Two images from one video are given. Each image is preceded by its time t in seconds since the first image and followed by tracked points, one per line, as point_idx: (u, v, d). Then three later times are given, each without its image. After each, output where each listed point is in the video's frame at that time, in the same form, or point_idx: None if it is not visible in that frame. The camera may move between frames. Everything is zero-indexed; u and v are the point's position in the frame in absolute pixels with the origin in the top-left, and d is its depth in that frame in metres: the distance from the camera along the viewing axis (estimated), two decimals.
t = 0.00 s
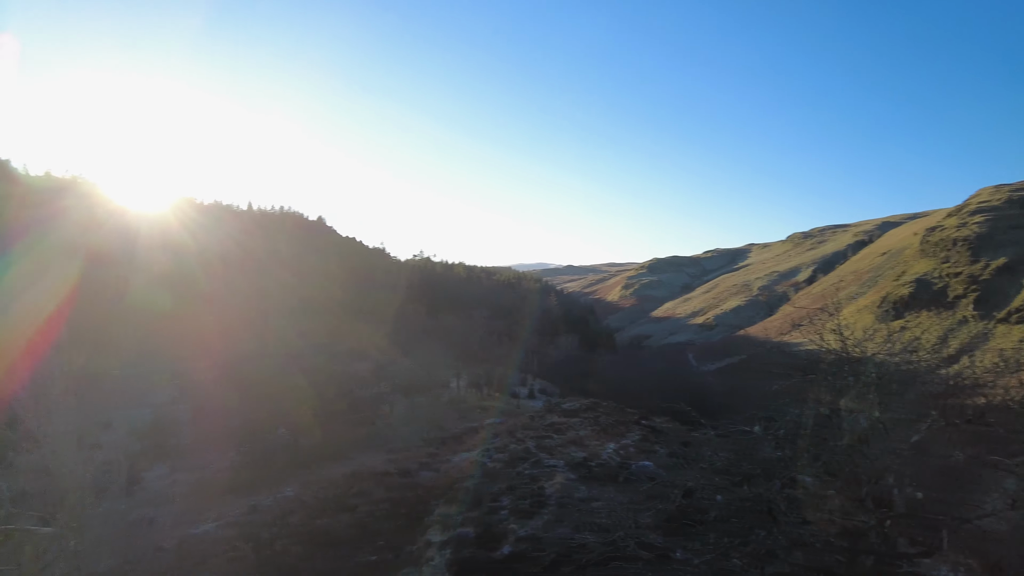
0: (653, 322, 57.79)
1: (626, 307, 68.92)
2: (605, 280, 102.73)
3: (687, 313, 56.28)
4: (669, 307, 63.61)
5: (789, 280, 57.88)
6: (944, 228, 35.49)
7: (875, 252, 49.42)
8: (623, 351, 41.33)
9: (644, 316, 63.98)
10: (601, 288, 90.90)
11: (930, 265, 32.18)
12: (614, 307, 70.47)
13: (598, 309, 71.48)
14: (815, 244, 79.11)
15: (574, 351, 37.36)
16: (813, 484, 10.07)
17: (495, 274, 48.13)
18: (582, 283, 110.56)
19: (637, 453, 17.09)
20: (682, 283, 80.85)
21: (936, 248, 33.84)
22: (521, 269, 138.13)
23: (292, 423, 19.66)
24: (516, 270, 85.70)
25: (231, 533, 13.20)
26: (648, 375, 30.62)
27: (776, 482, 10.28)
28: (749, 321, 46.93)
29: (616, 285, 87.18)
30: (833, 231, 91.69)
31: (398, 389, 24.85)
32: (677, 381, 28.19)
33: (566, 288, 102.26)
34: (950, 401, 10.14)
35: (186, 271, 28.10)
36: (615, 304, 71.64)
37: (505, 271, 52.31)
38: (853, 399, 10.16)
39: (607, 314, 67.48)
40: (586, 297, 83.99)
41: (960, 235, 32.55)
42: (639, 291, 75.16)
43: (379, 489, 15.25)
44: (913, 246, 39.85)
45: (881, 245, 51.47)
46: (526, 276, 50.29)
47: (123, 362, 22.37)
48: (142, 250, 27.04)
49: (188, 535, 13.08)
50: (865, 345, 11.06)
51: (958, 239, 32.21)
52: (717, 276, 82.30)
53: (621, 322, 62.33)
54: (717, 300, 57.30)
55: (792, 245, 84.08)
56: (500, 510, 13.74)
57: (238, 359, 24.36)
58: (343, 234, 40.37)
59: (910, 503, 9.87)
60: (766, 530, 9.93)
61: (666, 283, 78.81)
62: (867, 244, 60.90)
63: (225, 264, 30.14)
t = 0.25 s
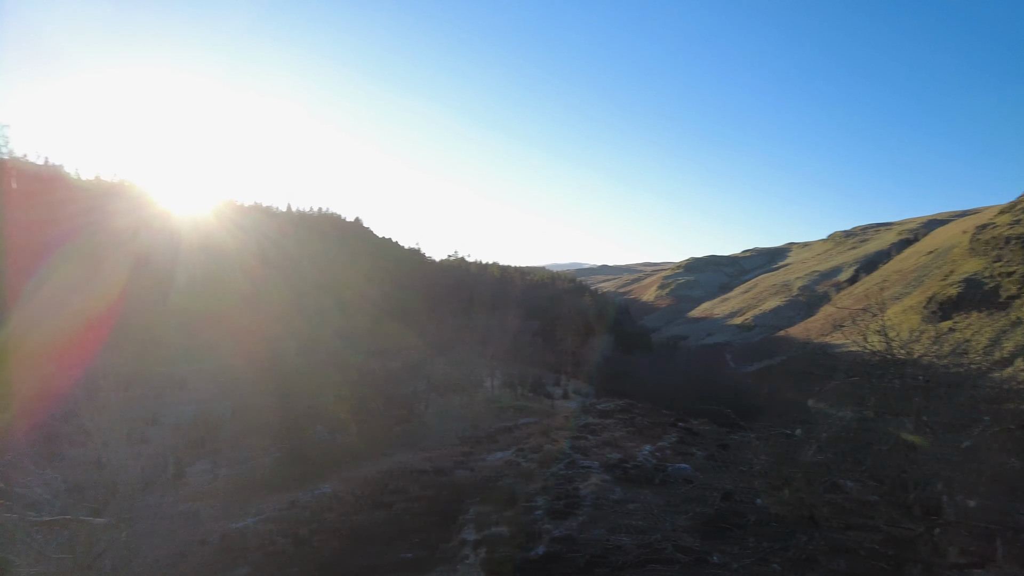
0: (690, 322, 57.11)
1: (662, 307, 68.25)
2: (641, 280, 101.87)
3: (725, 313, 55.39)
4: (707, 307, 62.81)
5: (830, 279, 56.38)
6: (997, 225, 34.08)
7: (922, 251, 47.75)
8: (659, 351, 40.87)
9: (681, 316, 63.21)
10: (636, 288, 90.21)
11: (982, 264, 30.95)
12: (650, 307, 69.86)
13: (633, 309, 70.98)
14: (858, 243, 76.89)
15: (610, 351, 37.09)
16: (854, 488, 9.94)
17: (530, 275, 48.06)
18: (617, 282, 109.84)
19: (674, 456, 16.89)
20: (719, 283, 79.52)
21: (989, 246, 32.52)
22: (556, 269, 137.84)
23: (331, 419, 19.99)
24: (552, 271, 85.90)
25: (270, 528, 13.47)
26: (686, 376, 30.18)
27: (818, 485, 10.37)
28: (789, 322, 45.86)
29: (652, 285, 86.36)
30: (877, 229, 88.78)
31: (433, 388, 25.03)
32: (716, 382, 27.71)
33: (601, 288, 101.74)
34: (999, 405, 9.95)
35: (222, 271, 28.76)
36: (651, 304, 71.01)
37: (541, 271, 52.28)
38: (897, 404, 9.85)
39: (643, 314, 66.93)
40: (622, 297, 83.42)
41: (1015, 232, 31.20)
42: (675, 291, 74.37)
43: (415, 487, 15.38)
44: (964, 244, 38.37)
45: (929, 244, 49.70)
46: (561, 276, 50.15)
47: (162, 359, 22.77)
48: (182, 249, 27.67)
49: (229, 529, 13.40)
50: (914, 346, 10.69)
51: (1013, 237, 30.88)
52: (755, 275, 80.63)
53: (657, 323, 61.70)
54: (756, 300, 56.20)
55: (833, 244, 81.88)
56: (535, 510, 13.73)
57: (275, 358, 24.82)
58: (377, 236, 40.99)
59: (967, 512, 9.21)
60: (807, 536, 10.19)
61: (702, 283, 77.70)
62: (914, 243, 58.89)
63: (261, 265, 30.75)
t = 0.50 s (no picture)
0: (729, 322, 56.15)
1: (700, 307, 67.28)
2: (677, 280, 100.54)
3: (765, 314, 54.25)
4: (746, 308, 61.64)
5: (875, 279, 54.58)
6: None
7: (973, 249, 45.89)
8: (697, 351, 40.24)
9: (719, 316, 62.13)
10: (673, 288, 89.11)
11: None
12: (687, 307, 68.94)
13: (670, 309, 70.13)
14: (904, 242, 74.30)
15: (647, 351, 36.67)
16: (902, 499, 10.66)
17: (564, 274, 47.85)
18: (653, 282, 108.62)
19: (712, 458, 16.63)
20: (758, 283, 77.96)
21: None
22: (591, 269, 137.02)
23: (368, 418, 20.30)
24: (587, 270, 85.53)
25: (310, 523, 13.72)
26: (726, 377, 29.63)
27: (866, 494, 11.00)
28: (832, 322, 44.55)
29: (689, 285, 85.18)
30: (924, 227, 85.70)
31: (468, 388, 25.15)
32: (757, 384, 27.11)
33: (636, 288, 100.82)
34: None
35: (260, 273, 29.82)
36: (688, 304, 70.05)
37: (576, 271, 52.04)
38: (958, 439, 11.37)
39: (680, 314, 66.07)
40: (658, 297, 82.51)
41: None
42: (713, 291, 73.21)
43: (451, 485, 15.49)
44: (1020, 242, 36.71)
45: (981, 242, 47.68)
46: (596, 276, 49.80)
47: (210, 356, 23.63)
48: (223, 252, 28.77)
49: (270, 524, 13.71)
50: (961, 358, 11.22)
51: None
52: (795, 275, 78.72)
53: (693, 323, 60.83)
54: (798, 300, 54.87)
55: (878, 243, 79.34)
56: (571, 510, 13.68)
57: (313, 356, 25.54)
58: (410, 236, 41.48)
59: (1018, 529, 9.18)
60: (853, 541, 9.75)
61: (741, 283, 76.28)
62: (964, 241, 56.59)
63: (297, 265, 31.67)
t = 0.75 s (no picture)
0: (763, 323, 55.22)
1: (734, 308, 66.36)
2: (709, 279, 99.33)
3: (800, 314, 53.16)
4: (780, 308, 60.55)
5: (915, 279, 52.89)
6: None
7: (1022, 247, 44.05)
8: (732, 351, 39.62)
9: (753, 316, 61.17)
10: (706, 288, 88.12)
11: None
12: (721, 307, 68.07)
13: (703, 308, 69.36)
14: (947, 240, 71.92)
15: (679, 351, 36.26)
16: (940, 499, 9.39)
17: (594, 275, 47.58)
18: (686, 282, 107.68)
19: (746, 460, 16.41)
20: (792, 283, 76.39)
21: None
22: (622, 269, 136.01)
23: (399, 416, 20.55)
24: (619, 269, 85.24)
25: (342, 520, 13.95)
26: (761, 378, 29.11)
27: (903, 494, 9.89)
28: (870, 323, 43.37)
29: (721, 286, 83.97)
30: (968, 225, 82.77)
31: (498, 387, 25.26)
32: (794, 384, 26.57)
33: (669, 288, 100.25)
34: None
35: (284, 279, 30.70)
36: (721, 305, 69.16)
37: (606, 271, 51.75)
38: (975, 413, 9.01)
39: (712, 314, 65.28)
40: (691, 297, 81.72)
41: None
42: (747, 290, 72.19)
43: (481, 484, 15.57)
44: None
45: None
46: (626, 276, 49.41)
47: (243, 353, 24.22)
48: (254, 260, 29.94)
49: (304, 520, 13.98)
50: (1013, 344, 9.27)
51: None
52: (831, 275, 76.86)
53: (726, 324, 59.93)
54: (834, 300, 53.61)
55: (919, 241, 76.99)
56: (601, 511, 13.65)
57: (342, 355, 26.08)
58: (435, 241, 42.13)
59: None
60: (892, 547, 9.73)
61: (775, 283, 74.95)
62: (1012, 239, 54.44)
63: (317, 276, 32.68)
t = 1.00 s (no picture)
0: (788, 323, 54.51)
1: (758, 308, 65.62)
2: (733, 279, 98.32)
3: (826, 315, 52.35)
4: (806, 308, 59.70)
5: (946, 279, 51.72)
6: None
7: None
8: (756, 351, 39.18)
9: (778, 317, 60.43)
10: (729, 288, 87.26)
11: None
12: (744, 307, 67.36)
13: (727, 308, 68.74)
14: (978, 239, 70.19)
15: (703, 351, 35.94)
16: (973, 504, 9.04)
17: (616, 274, 47.32)
18: (709, 281, 106.69)
19: (771, 462, 16.24)
20: (818, 282, 75.18)
21: None
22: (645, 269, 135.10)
23: (422, 415, 20.70)
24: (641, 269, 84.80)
25: (366, 517, 14.10)
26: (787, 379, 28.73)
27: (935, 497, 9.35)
28: (898, 323, 42.54)
29: (745, 286, 83.01)
30: (1001, 223, 80.65)
31: (520, 386, 25.30)
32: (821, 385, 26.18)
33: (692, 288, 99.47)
34: None
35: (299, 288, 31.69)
36: (745, 305, 68.42)
37: (628, 271, 51.42)
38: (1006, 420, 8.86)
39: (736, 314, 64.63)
40: (714, 296, 80.98)
41: None
42: (771, 290, 71.33)
43: (503, 483, 15.62)
44: None
45: None
46: (648, 275, 49.07)
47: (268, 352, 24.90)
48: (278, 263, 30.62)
49: (328, 517, 14.17)
50: None
51: None
52: (857, 275, 75.49)
53: (750, 324, 59.23)
54: (861, 300, 52.70)
55: (950, 240, 75.27)
56: (623, 512, 13.61)
57: (365, 353, 26.46)
58: (455, 240, 42.36)
59: None
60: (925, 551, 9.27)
61: (800, 283, 73.92)
62: None
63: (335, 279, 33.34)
